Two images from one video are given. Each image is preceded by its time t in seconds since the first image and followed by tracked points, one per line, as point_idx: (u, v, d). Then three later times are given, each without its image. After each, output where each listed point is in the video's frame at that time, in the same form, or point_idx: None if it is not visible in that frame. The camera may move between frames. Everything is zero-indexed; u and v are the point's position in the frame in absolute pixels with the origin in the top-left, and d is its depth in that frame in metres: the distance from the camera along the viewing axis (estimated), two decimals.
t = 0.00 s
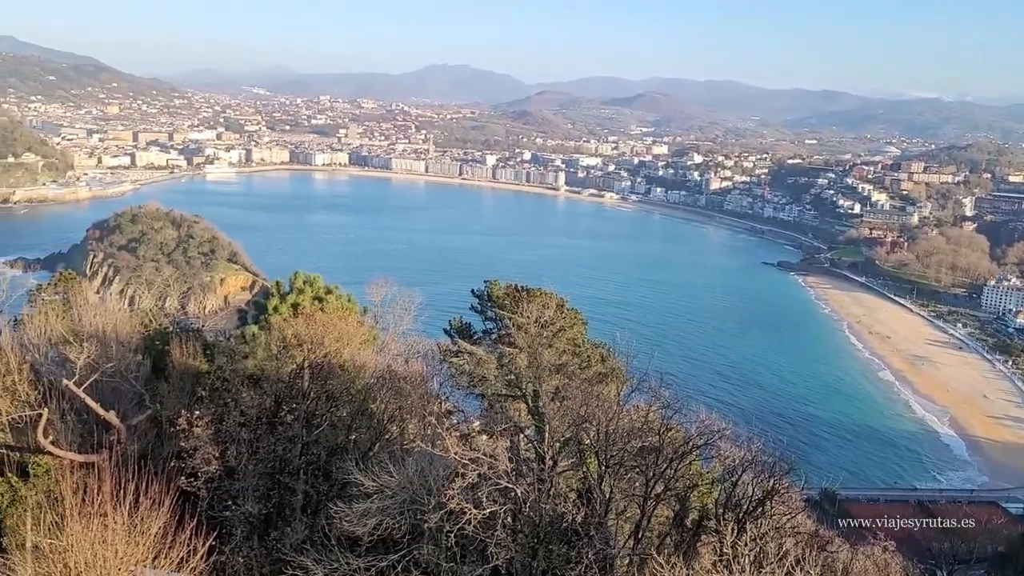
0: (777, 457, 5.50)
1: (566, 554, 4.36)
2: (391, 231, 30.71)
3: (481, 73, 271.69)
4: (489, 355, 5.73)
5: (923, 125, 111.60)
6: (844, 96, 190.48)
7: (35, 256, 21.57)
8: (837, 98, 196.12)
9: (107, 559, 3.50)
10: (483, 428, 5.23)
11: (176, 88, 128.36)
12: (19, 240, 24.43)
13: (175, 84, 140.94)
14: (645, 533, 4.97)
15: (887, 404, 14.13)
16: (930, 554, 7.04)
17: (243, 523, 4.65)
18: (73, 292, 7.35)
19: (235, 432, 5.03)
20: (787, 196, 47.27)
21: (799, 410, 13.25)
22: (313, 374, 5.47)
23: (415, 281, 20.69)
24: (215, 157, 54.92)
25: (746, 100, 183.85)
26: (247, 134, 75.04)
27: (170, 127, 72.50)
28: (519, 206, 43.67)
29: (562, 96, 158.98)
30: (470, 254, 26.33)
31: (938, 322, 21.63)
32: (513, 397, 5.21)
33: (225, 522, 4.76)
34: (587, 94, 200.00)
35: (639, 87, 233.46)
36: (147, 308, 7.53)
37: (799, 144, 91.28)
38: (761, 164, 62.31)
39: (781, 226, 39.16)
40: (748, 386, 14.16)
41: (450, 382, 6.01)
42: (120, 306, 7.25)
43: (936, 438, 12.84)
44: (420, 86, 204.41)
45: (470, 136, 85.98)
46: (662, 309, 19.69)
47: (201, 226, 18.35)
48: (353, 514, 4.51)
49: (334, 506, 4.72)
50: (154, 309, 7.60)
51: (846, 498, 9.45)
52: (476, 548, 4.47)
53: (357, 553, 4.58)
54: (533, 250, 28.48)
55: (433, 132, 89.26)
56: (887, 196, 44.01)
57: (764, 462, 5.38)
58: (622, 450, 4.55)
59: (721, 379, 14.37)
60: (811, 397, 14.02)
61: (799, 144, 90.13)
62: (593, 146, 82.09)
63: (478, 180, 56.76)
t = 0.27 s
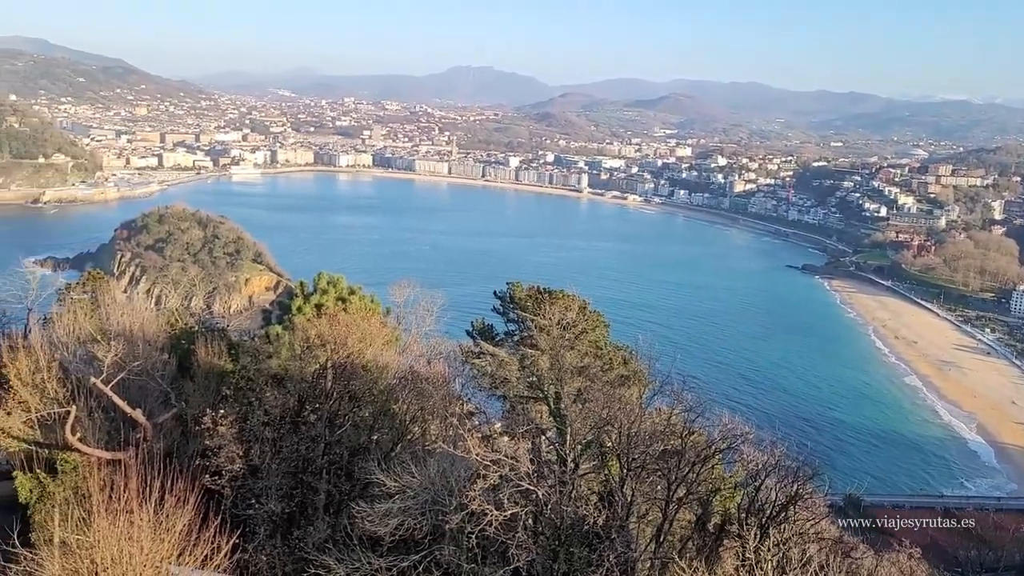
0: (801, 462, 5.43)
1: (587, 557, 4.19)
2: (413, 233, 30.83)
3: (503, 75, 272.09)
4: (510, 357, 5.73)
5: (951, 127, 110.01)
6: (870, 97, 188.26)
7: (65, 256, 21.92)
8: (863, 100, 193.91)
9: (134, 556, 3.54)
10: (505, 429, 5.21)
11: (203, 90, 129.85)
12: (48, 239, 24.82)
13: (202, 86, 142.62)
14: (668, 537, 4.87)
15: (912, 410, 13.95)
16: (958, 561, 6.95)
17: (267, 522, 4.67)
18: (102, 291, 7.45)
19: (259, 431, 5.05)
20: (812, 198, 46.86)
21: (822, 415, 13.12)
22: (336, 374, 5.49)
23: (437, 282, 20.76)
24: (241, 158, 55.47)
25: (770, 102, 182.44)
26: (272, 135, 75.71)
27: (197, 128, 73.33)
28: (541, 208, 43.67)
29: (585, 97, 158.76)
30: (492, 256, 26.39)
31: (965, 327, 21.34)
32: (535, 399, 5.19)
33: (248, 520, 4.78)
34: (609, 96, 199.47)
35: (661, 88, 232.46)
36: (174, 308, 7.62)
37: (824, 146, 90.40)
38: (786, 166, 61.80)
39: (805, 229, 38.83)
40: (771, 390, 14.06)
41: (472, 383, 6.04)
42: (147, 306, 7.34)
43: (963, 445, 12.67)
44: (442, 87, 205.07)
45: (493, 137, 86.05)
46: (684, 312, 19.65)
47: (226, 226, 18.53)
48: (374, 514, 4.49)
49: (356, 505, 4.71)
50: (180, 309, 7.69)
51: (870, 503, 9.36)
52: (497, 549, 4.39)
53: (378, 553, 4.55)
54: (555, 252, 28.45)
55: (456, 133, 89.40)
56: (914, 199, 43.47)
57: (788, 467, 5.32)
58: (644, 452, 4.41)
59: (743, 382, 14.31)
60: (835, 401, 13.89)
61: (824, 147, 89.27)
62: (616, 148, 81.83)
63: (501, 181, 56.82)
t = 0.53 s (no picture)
0: (829, 468, 5.36)
1: (611, 561, 4.07)
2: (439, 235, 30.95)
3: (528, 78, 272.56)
4: (535, 359, 5.72)
5: (984, 129, 108.15)
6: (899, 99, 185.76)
7: (98, 255, 22.34)
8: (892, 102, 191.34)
9: (163, 552, 3.56)
10: (530, 432, 5.18)
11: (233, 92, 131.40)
12: (81, 240, 25.28)
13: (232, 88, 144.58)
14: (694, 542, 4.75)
15: (941, 416, 13.74)
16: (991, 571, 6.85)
17: (293, 521, 4.74)
18: (134, 291, 7.55)
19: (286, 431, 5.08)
20: (841, 201, 46.36)
21: (849, 420, 12.97)
22: (362, 375, 5.49)
23: (462, 284, 20.83)
24: (269, 160, 56.11)
25: (798, 104, 180.75)
26: (301, 137, 76.40)
27: (227, 131, 74.22)
28: (566, 210, 43.66)
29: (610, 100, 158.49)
30: (516, 258, 26.40)
31: (997, 333, 20.98)
32: (560, 401, 5.16)
33: (274, 519, 4.83)
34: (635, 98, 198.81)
35: (687, 90, 231.19)
36: (203, 308, 7.69)
37: (853, 149, 89.38)
38: (815, 169, 61.15)
39: (833, 232, 38.44)
40: (797, 395, 13.93)
41: (496, 385, 6.07)
42: (176, 305, 7.43)
43: (993, 452, 12.47)
44: (468, 90, 205.80)
45: (519, 140, 86.09)
46: (709, 315, 19.54)
47: (255, 227, 18.69)
48: (399, 515, 4.46)
49: (381, 505, 4.70)
50: (209, 309, 7.78)
51: (898, 510, 9.25)
52: (521, 552, 4.29)
53: (403, 554, 4.53)
54: (581, 255, 28.40)
55: (482, 136, 89.58)
56: (946, 202, 42.82)
57: (815, 472, 5.25)
58: (671, 455, 4.29)
59: (768, 386, 14.22)
60: (861, 407, 13.73)
61: (854, 150, 88.23)
62: (643, 150, 81.50)
63: (527, 183, 56.86)
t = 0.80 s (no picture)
0: (854, 474, 5.29)
1: (633, 565, 4.03)
2: (463, 236, 31.01)
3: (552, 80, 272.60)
4: (558, 362, 5.71)
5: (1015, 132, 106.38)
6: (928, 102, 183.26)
7: (126, 256, 22.68)
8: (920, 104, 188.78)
9: (187, 551, 3.60)
10: (552, 434, 5.17)
11: (260, 94, 132.70)
12: (110, 240, 25.67)
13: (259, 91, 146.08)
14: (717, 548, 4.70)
15: (969, 423, 13.51)
16: None
17: (315, 520, 4.75)
18: (160, 291, 7.65)
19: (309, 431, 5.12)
20: (868, 205, 45.81)
21: (875, 426, 12.80)
22: (385, 377, 5.52)
23: (485, 286, 20.86)
24: (294, 162, 56.59)
25: (824, 106, 178.95)
26: (326, 139, 76.96)
27: (254, 133, 74.97)
28: (589, 213, 43.57)
29: (634, 102, 158.05)
30: (539, 260, 26.41)
31: None
32: (582, 404, 5.13)
33: (297, 518, 4.85)
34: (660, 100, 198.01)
35: (712, 92, 229.80)
36: (228, 308, 7.78)
37: (881, 152, 88.27)
38: (841, 172, 60.47)
39: (860, 236, 38.00)
40: (822, 400, 13.77)
41: (519, 387, 6.06)
42: (202, 306, 7.52)
43: None
44: (492, 92, 206.14)
45: (543, 142, 86.04)
46: (733, 318, 19.42)
47: (280, 228, 18.84)
48: (421, 516, 4.47)
49: (404, 506, 4.70)
50: (234, 309, 7.86)
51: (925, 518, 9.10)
52: (543, 554, 4.27)
53: (425, 555, 4.53)
54: (605, 257, 28.33)
55: (506, 138, 89.67)
56: (975, 206, 42.16)
57: (841, 478, 5.18)
58: (693, 460, 4.26)
59: (793, 390, 14.10)
60: (888, 413, 13.54)
61: (881, 152, 87.14)
62: (667, 152, 81.10)
63: (550, 185, 56.82)
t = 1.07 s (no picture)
0: (876, 479, 5.23)
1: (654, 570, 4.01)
2: (484, 239, 31.05)
3: (574, 84, 272.41)
4: (578, 364, 5.70)
5: None
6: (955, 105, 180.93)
7: (151, 256, 22.98)
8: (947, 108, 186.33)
9: (209, 549, 3.65)
10: (572, 437, 5.15)
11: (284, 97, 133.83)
12: (136, 240, 26.00)
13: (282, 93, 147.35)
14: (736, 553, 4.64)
15: (996, 430, 13.29)
16: None
17: (336, 520, 4.77)
18: (184, 291, 7.74)
19: (331, 431, 5.15)
20: (893, 209, 45.27)
21: (899, 432, 12.62)
22: (406, 378, 5.55)
23: (506, 288, 20.88)
24: (317, 163, 56.98)
25: (849, 110, 177.21)
26: (348, 141, 77.43)
27: (277, 135, 75.61)
28: (611, 216, 43.46)
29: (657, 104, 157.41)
30: (560, 263, 26.40)
31: None
32: (602, 407, 5.11)
33: (318, 518, 4.89)
34: (682, 103, 197.27)
35: (735, 95, 228.39)
36: (251, 309, 7.85)
37: (907, 156, 87.15)
38: (866, 176, 59.78)
39: (884, 240, 37.55)
40: (845, 405, 13.61)
41: (538, 390, 6.07)
42: (225, 306, 7.60)
43: None
44: (514, 95, 206.31)
45: (564, 145, 85.90)
46: (755, 322, 19.29)
47: (302, 230, 18.98)
48: (441, 518, 4.47)
49: (424, 508, 4.72)
50: (257, 310, 7.93)
51: (950, 526, 8.97)
52: (563, 557, 4.24)
53: (445, 557, 4.53)
54: (625, 260, 28.25)
55: (527, 141, 89.66)
56: (1003, 211, 41.51)
57: (863, 484, 5.11)
58: (715, 465, 4.21)
59: (816, 394, 13.98)
60: (912, 419, 13.35)
61: (907, 156, 86.05)
62: (689, 155, 80.68)
63: (571, 188, 56.75)
